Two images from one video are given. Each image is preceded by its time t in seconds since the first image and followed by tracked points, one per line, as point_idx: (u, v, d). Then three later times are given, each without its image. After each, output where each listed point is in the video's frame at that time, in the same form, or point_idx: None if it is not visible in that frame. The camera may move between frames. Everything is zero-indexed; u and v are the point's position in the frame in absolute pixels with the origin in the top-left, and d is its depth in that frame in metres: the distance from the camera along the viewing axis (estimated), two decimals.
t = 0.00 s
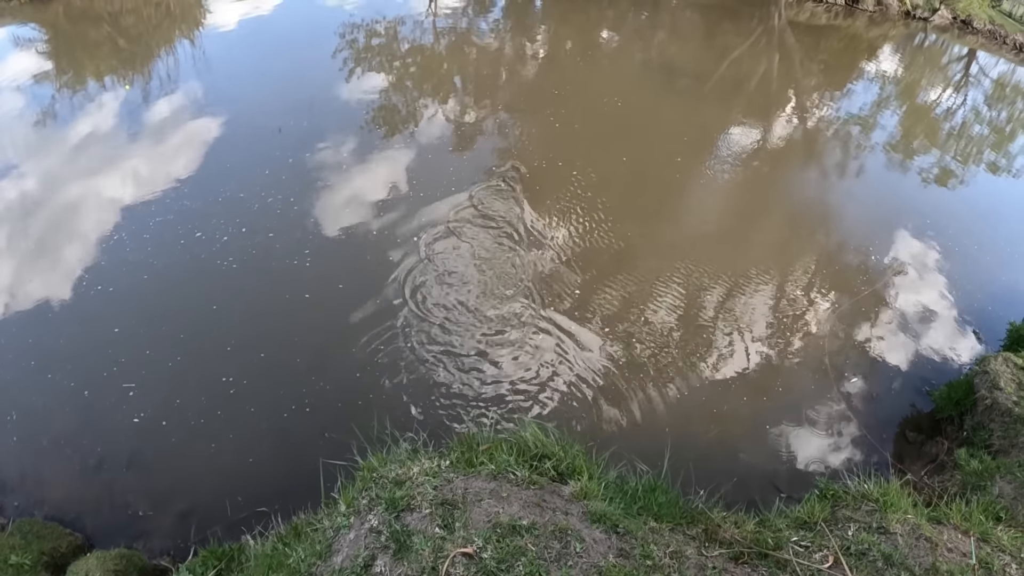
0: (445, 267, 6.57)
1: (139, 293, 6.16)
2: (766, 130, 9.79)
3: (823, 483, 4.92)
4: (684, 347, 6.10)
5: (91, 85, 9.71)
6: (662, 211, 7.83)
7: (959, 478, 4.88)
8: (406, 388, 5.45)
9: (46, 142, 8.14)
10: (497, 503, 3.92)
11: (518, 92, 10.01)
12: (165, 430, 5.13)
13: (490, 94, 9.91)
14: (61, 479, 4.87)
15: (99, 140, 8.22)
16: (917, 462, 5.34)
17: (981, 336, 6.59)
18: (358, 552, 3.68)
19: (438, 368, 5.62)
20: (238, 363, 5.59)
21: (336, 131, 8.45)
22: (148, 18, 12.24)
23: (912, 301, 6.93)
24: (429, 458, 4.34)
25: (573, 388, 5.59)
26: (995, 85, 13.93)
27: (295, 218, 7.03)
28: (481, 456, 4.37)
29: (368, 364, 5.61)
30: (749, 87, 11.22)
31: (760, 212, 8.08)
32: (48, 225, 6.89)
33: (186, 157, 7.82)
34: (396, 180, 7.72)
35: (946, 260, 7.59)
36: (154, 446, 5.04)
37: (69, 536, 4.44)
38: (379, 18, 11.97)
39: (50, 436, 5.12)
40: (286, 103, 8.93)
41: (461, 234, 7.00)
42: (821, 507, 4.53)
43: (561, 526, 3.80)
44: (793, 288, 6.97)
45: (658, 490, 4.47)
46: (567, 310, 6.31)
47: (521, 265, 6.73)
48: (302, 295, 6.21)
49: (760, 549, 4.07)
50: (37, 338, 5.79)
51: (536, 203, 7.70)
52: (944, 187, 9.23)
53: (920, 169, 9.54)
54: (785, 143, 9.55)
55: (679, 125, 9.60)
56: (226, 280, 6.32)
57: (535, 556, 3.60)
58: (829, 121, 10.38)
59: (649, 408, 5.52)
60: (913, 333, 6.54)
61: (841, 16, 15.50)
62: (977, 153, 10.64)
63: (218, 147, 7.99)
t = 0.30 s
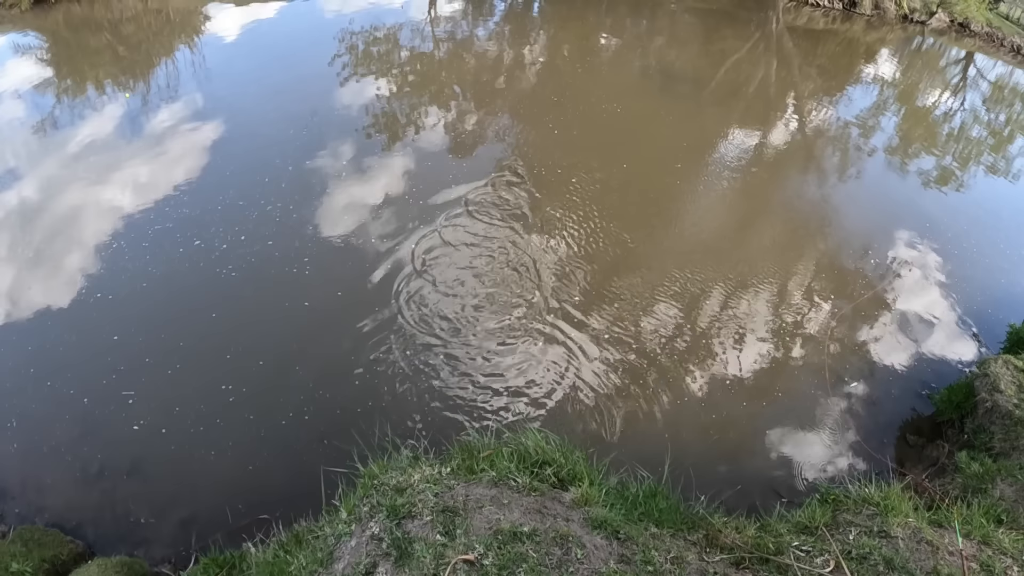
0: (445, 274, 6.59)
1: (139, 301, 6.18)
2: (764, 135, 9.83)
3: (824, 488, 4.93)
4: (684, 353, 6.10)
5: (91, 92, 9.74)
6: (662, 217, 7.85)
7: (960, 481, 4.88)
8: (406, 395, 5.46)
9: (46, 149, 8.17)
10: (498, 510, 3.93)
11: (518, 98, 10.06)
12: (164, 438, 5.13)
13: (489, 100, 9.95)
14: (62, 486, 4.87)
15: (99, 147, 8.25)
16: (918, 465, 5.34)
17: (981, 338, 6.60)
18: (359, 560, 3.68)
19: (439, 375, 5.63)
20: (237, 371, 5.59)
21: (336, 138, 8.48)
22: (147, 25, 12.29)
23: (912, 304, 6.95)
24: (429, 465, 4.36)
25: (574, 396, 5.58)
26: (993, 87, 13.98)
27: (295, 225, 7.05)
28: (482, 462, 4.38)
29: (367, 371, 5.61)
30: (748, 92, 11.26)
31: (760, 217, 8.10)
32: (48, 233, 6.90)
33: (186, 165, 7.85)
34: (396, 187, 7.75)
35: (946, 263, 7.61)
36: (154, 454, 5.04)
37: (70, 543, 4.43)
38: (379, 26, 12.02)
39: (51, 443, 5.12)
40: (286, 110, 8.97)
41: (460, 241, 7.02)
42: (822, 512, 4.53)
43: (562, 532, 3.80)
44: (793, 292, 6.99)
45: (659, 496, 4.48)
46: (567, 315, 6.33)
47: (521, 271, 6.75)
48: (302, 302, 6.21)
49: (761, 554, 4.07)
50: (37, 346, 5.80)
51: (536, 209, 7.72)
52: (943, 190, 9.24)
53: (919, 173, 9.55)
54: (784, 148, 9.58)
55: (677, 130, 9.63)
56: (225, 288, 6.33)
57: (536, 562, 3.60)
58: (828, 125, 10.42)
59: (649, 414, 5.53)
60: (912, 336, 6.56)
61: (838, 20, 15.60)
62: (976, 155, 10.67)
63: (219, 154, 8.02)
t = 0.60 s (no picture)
0: (445, 281, 6.60)
1: (138, 309, 6.18)
2: (763, 140, 9.87)
3: (825, 493, 4.93)
4: (683, 358, 6.11)
5: (91, 99, 9.77)
6: (661, 223, 7.86)
7: (962, 484, 4.86)
8: (405, 402, 5.45)
9: (46, 156, 8.19)
10: (499, 518, 3.93)
11: (517, 104, 10.10)
12: (163, 446, 5.12)
13: (489, 106, 9.99)
14: (62, 495, 4.86)
15: (99, 154, 8.27)
16: (919, 469, 5.33)
17: (981, 341, 6.59)
18: (360, 568, 3.68)
19: (439, 382, 5.63)
20: (235, 379, 5.58)
21: (336, 145, 8.50)
22: (147, 33, 12.32)
23: (911, 307, 6.95)
24: (430, 474, 4.37)
25: (574, 401, 5.58)
26: (990, 90, 14.03)
27: (294, 232, 7.06)
28: (483, 471, 4.39)
29: (366, 379, 5.61)
30: (746, 97, 11.31)
31: (759, 221, 8.11)
32: (48, 240, 6.92)
33: (186, 172, 7.87)
34: (395, 193, 7.78)
35: (945, 266, 7.61)
36: (154, 462, 5.03)
37: (70, 552, 4.41)
38: (378, 33, 12.08)
39: (51, 451, 5.11)
40: (286, 117, 8.99)
41: (460, 249, 7.03)
42: (823, 517, 4.53)
43: (563, 540, 3.79)
44: (792, 297, 7.00)
45: (660, 502, 4.47)
46: (567, 322, 6.32)
47: (521, 278, 6.75)
48: (300, 310, 6.21)
49: (762, 560, 4.07)
50: (36, 354, 5.79)
51: (535, 215, 7.74)
52: (942, 194, 9.24)
53: (917, 176, 9.55)
54: (782, 153, 9.62)
55: (675, 135, 9.66)
56: (224, 296, 6.33)
57: (537, 570, 3.59)
58: (826, 129, 10.44)
59: (649, 420, 5.52)
60: (913, 339, 6.56)
61: (836, 24, 15.66)
62: (975, 158, 10.69)
63: (219, 162, 8.04)
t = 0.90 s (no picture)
0: (445, 287, 6.61)
1: (136, 317, 6.18)
2: (761, 145, 9.90)
3: (826, 498, 4.91)
4: (685, 364, 6.10)
5: (91, 106, 9.79)
6: (661, 228, 7.87)
7: (963, 488, 4.85)
8: (405, 410, 5.44)
9: (46, 163, 8.20)
10: (500, 527, 3.93)
11: (517, 110, 10.13)
12: (163, 455, 5.11)
13: (488, 112, 10.02)
14: (62, 503, 4.83)
15: (98, 161, 8.28)
16: (920, 473, 5.32)
17: (981, 344, 6.59)
18: None
19: (438, 389, 5.62)
20: (234, 387, 5.58)
21: (335, 152, 8.53)
22: (146, 40, 12.36)
23: (912, 310, 6.96)
24: (431, 482, 4.38)
25: (575, 408, 5.57)
26: (988, 92, 14.07)
27: (294, 240, 7.08)
28: (484, 478, 4.39)
29: (366, 386, 5.60)
30: (745, 101, 11.35)
31: (758, 226, 8.12)
32: (48, 247, 6.91)
33: (185, 179, 7.89)
34: (395, 200, 7.79)
35: (945, 269, 7.62)
36: (154, 470, 5.02)
37: (71, 560, 4.38)
38: (377, 40, 12.13)
39: (51, 459, 5.09)
40: (285, 124, 9.01)
41: (460, 255, 7.04)
42: (824, 522, 4.52)
43: (564, 548, 3.79)
44: (793, 301, 7.00)
45: (661, 509, 4.47)
46: (568, 327, 6.34)
47: (521, 284, 6.77)
48: (299, 318, 6.21)
49: (764, 567, 4.06)
50: (36, 362, 5.79)
51: (536, 221, 7.75)
52: (942, 197, 9.25)
53: (916, 180, 9.57)
54: (781, 157, 9.64)
55: (674, 141, 9.69)
56: (222, 304, 6.33)
57: None
58: (825, 134, 10.48)
59: (650, 426, 5.51)
60: (912, 342, 6.56)
61: (834, 28, 15.73)
62: (974, 160, 10.70)
63: (218, 169, 8.06)
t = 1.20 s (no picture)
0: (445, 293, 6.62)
1: (134, 325, 6.17)
2: (759, 150, 9.92)
3: (827, 503, 4.90)
4: (685, 369, 6.10)
5: (91, 113, 9.81)
6: (661, 233, 7.88)
7: (964, 492, 4.83)
8: (404, 417, 5.43)
9: (45, 169, 8.20)
10: (499, 534, 3.92)
11: (515, 115, 10.16)
12: (161, 463, 5.09)
13: (487, 118, 10.05)
14: (61, 510, 4.81)
15: (98, 168, 8.28)
16: (921, 477, 5.31)
17: (981, 346, 6.59)
18: None
19: (437, 396, 5.61)
20: (232, 395, 5.57)
21: (335, 158, 8.55)
22: (146, 46, 12.39)
23: (911, 313, 6.96)
24: (430, 490, 4.38)
25: (575, 413, 5.58)
26: (986, 94, 14.11)
27: (293, 247, 7.08)
28: (483, 486, 4.38)
29: (365, 394, 5.60)
30: (744, 106, 11.38)
31: (758, 230, 8.13)
32: (47, 254, 6.91)
33: (184, 186, 7.90)
34: (394, 206, 7.80)
35: (945, 272, 7.63)
36: (153, 478, 5.00)
37: (70, 568, 4.35)
38: (375, 46, 12.17)
39: (50, 467, 5.08)
40: (285, 131, 9.04)
41: (460, 262, 7.05)
42: (825, 528, 4.51)
43: (563, 556, 3.78)
44: (792, 305, 7.00)
45: (661, 516, 4.46)
46: (567, 334, 6.33)
47: (521, 290, 6.78)
48: (298, 326, 6.21)
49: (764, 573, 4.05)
50: (34, 369, 5.77)
51: (535, 226, 7.76)
52: (941, 199, 9.26)
53: (915, 182, 9.58)
54: (780, 162, 9.66)
55: (673, 146, 9.71)
56: (220, 312, 6.32)
57: None
58: (823, 137, 10.50)
59: (651, 432, 5.50)
60: (912, 345, 6.56)
61: (831, 32, 15.79)
62: (973, 162, 10.72)
63: (217, 175, 8.08)
